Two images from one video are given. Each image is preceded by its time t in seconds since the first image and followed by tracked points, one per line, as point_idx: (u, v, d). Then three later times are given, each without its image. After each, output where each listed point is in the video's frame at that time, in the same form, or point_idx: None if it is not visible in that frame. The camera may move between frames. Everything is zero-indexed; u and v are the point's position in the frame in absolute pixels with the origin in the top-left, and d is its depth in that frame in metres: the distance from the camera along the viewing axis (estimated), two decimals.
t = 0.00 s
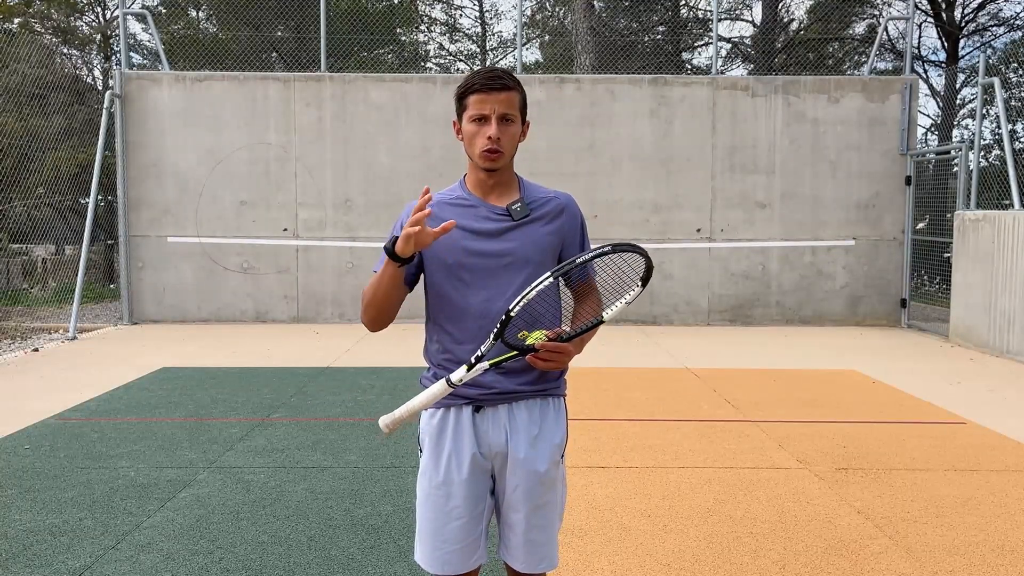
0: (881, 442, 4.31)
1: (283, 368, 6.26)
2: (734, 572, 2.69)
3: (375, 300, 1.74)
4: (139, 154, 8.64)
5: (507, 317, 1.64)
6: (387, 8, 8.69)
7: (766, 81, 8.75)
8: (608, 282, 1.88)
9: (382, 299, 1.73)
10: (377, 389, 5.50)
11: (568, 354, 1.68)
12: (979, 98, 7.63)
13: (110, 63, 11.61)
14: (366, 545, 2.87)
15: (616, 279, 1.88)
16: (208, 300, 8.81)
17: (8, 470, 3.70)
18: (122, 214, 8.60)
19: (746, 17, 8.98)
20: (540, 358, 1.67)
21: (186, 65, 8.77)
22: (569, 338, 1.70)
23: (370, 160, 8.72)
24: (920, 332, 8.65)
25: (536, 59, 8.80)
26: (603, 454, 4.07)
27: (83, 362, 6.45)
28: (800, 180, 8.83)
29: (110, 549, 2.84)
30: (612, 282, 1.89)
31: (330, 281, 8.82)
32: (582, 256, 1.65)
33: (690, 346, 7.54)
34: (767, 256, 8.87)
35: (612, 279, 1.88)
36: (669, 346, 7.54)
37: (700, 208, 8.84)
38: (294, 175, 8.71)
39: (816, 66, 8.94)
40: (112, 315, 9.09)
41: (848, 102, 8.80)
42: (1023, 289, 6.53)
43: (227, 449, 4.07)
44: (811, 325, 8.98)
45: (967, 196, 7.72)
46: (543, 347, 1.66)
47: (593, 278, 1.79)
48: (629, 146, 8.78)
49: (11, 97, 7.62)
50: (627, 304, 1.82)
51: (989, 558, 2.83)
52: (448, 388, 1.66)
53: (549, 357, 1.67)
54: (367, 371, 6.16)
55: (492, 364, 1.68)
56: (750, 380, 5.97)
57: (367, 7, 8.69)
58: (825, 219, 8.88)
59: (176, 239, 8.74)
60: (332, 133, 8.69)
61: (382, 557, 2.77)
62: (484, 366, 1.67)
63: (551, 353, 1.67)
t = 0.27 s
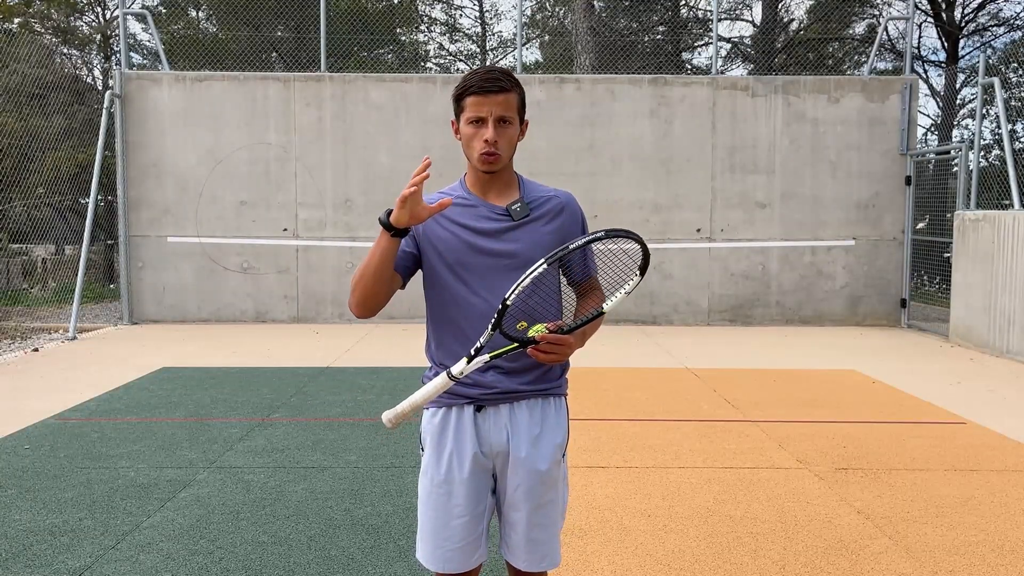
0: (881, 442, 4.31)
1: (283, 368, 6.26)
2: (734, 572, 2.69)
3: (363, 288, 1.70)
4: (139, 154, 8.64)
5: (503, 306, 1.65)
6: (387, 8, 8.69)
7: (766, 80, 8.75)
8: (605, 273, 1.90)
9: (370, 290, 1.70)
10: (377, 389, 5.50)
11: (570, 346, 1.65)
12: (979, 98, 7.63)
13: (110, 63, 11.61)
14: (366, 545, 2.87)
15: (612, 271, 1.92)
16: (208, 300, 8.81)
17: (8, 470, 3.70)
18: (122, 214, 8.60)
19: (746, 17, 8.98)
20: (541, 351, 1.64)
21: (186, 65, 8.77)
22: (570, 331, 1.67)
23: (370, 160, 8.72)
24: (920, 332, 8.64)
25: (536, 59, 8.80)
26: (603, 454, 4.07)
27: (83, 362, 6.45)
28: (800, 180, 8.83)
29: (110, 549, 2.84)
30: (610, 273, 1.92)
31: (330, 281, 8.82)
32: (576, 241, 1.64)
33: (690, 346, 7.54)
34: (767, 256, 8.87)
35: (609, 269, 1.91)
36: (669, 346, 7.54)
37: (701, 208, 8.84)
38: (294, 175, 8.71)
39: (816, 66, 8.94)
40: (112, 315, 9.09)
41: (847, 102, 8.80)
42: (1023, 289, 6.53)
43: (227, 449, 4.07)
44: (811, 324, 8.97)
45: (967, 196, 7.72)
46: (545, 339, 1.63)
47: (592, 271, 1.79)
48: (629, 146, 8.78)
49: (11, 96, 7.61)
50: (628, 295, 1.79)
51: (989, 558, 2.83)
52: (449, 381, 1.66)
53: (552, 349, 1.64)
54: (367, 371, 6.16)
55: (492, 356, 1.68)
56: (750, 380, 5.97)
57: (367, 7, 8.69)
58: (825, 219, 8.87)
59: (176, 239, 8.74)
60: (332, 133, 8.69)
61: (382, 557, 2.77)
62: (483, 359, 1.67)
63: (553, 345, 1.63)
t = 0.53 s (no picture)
0: (881, 441, 4.31)
1: (283, 368, 6.26)
2: (734, 572, 2.69)
3: (377, 304, 1.72)
4: (139, 154, 8.64)
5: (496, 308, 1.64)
6: (387, 8, 8.69)
7: (766, 80, 8.75)
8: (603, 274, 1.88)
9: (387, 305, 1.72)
10: (377, 389, 5.50)
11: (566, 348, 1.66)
12: (979, 98, 7.63)
13: (111, 63, 11.61)
14: (366, 545, 2.87)
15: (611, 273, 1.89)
16: (208, 300, 8.82)
17: (8, 470, 3.71)
18: (122, 214, 8.61)
19: (746, 17, 8.98)
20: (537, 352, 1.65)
21: (186, 65, 8.77)
22: (567, 333, 1.68)
23: (370, 160, 8.72)
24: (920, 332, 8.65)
25: (536, 59, 8.80)
26: (603, 454, 4.07)
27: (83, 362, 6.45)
28: (800, 180, 8.83)
29: (110, 548, 2.84)
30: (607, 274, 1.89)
31: (330, 281, 8.82)
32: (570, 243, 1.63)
33: (690, 346, 7.54)
34: (767, 256, 8.87)
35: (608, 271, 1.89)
36: (669, 346, 7.54)
37: (701, 208, 8.84)
38: (294, 175, 8.71)
39: (815, 66, 8.94)
40: (112, 315, 9.09)
41: (848, 102, 8.80)
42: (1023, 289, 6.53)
43: (227, 449, 4.07)
44: (811, 325, 8.97)
45: (967, 196, 7.72)
46: (540, 340, 1.63)
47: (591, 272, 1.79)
48: (629, 146, 8.78)
49: (11, 96, 7.61)
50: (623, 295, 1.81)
51: (989, 558, 2.82)
52: (446, 384, 1.66)
53: (547, 351, 1.65)
54: (367, 371, 6.16)
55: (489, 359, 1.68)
56: (750, 380, 5.97)
57: (367, 7, 8.69)
58: (826, 219, 8.87)
59: (176, 239, 8.74)
60: (332, 133, 8.69)
61: (382, 557, 2.77)
62: (480, 361, 1.67)
63: (549, 347, 1.65)
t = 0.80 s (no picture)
0: (881, 441, 4.31)
1: (283, 368, 6.26)
2: (735, 572, 2.69)
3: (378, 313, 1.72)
4: (139, 154, 8.64)
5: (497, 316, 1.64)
6: (387, 8, 8.69)
7: (766, 81, 8.75)
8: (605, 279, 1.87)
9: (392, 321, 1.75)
10: (377, 389, 5.50)
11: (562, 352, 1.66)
12: (979, 98, 7.63)
13: (111, 63, 11.60)
14: (366, 545, 2.87)
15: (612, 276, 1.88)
16: (208, 300, 8.82)
17: (8, 470, 3.71)
18: (121, 214, 8.60)
19: (746, 17, 8.99)
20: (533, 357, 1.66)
21: (186, 65, 8.77)
22: (565, 337, 1.68)
23: (370, 160, 8.72)
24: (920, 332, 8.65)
25: (536, 59, 8.80)
26: (603, 454, 4.07)
27: (83, 362, 6.45)
28: (800, 180, 8.83)
29: (110, 549, 2.84)
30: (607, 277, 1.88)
31: (330, 281, 8.82)
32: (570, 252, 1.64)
33: (690, 346, 7.54)
34: (767, 256, 8.87)
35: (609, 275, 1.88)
36: (669, 346, 7.54)
37: (701, 208, 8.84)
38: (294, 175, 8.71)
39: (816, 66, 8.93)
40: (112, 315, 9.09)
41: (847, 102, 8.80)
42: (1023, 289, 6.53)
43: (227, 449, 4.07)
44: (811, 325, 8.97)
45: (967, 196, 7.72)
46: (539, 345, 1.64)
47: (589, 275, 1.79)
48: (629, 146, 8.78)
49: (11, 96, 7.61)
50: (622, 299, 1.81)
51: (989, 558, 2.83)
52: (444, 390, 1.65)
53: (542, 357, 1.65)
54: (367, 371, 6.16)
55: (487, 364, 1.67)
56: (750, 380, 5.96)
57: (367, 7, 8.69)
58: (825, 219, 8.87)
59: (176, 239, 8.74)
60: (332, 133, 8.69)
61: (382, 557, 2.77)
62: (478, 367, 1.66)
63: (547, 352, 1.65)
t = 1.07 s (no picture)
0: (881, 441, 4.31)
1: (283, 368, 6.26)
2: (735, 572, 2.69)
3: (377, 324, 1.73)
4: (139, 154, 8.64)
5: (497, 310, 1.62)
6: (387, 8, 8.70)
7: (766, 80, 8.74)
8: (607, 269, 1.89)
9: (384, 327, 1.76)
10: (377, 389, 5.50)
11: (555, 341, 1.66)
12: (979, 98, 7.63)
13: (111, 63, 11.60)
14: (366, 545, 2.87)
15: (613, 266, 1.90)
16: (208, 300, 8.82)
17: (8, 470, 3.71)
18: (121, 214, 8.60)
19: (746, 17, 8.99)
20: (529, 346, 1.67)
21: (186, 65, 8.77)
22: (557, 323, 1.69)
23: (370, 160, 8.72)
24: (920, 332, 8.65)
25: (536, 59, 8.80)
26: (603, 454, 4.07)
27: (83, 363, 6.45)
28: (800, 180, 8.83)
29: (110, 549, 2.84)
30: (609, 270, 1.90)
31: (330, 281, 8.82)
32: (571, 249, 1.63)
33: (690, 347, 7.53)
34: (767, 256, 8.87)
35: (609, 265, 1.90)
36: (669, 346, 7.54)
37: (701, 208, 8.84)
38: (294, 175, 8.71)
39: (815, 66, 8.93)
40: (112, 315, 9.09)
41: (847, 102, 8.80)
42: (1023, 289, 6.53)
43: (227, 449, 4.07)
44: (811, 325, 8.97)
45: (967, 196, 7.72)
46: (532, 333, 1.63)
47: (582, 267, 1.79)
48: (629, 146, 8.78)
49: (11, 97, 7.61)
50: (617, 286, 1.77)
51: (989, 558, 2.83)
52: (437, 380, 1.66)
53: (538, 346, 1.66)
54: (367, 371, 6.16)
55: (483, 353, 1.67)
56: (750, 380, 5.96)
57: (367, 7, 8.69)
58: (825, 219, 8.87)
59: (176, 239, 8.74)
60: (332, 133, 8.69)
61: (382, 557, 2.77)
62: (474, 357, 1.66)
63: (540, 339, 1.65)
